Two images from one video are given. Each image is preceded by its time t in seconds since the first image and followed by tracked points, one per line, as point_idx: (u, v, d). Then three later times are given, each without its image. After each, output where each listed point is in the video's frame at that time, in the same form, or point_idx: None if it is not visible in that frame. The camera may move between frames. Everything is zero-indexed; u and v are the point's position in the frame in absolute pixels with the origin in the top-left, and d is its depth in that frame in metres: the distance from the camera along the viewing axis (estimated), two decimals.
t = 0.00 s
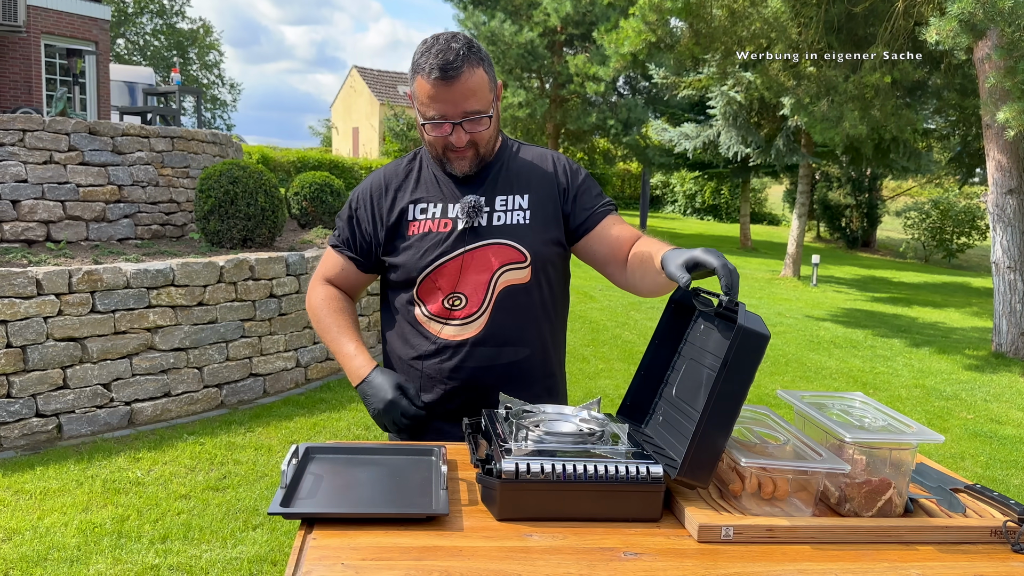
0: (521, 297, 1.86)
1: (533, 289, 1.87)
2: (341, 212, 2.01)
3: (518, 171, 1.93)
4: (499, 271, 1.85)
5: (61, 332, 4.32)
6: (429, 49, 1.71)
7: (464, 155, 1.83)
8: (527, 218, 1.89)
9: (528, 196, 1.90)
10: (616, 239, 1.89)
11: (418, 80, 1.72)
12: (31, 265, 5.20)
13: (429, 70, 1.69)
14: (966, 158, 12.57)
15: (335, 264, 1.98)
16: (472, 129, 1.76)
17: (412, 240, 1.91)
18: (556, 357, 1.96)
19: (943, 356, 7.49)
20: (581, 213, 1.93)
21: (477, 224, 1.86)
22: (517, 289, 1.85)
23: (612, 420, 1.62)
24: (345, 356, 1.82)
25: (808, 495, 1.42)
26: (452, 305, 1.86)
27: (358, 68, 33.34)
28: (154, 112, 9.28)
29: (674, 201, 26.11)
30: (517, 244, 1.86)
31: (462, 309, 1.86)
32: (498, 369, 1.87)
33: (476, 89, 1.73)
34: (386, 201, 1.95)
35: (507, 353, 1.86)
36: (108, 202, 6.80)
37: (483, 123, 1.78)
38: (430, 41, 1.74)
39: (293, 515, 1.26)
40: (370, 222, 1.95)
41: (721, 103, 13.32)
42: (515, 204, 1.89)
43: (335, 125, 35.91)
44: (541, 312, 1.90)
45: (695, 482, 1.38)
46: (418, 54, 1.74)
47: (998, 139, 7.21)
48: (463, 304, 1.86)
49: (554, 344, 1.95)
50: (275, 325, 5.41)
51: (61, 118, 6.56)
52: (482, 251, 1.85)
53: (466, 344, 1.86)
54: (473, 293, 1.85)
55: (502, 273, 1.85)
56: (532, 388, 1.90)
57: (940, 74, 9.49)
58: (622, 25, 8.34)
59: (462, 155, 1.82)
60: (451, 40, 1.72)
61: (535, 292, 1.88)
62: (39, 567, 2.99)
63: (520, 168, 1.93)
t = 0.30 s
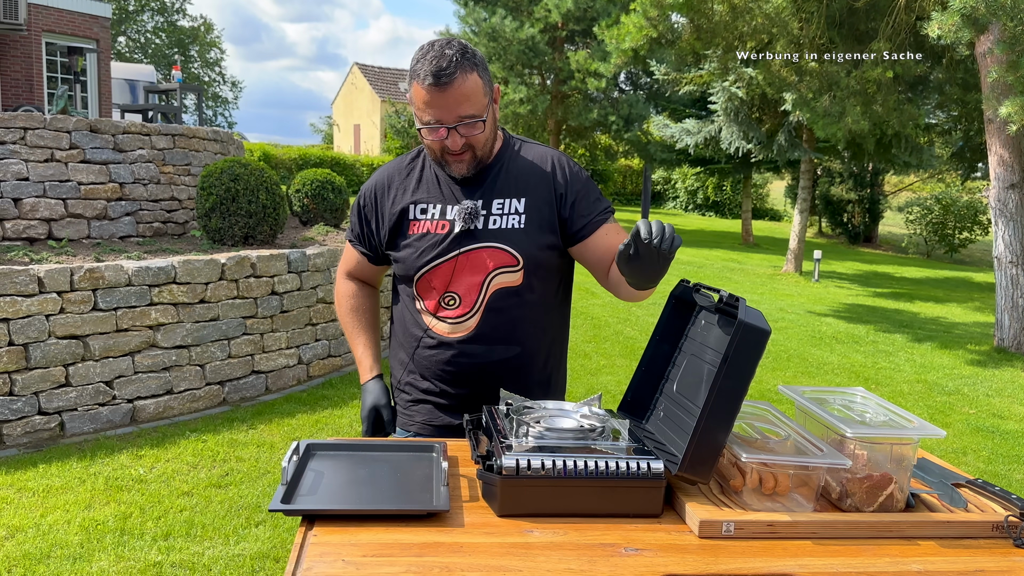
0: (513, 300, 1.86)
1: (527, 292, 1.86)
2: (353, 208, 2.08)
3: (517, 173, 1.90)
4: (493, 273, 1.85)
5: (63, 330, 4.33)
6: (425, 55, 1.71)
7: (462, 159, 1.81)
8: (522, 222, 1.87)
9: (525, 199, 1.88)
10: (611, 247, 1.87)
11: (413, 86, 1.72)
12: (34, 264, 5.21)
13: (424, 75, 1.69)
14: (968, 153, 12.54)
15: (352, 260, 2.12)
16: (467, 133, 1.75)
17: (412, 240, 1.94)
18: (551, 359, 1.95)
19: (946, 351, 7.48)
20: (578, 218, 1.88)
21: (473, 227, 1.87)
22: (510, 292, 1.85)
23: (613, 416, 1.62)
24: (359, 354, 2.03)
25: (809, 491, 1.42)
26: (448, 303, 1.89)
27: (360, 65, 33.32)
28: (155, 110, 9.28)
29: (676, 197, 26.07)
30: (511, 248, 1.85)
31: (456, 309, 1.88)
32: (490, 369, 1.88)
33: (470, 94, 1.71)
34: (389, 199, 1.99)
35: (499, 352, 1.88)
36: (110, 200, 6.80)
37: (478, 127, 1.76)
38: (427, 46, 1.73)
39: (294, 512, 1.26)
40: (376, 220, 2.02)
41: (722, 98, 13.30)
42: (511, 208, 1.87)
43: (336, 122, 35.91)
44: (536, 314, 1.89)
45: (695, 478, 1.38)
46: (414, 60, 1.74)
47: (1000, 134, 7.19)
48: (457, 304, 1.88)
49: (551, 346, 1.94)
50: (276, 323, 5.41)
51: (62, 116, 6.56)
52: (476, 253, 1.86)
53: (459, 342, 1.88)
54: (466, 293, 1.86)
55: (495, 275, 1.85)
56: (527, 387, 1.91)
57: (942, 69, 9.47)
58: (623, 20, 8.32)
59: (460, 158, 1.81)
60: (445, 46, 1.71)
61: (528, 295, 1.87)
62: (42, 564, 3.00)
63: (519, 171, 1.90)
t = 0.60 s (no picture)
0: (505, 290, 1.87)
1: (518, 282, 1.88)
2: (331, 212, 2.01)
3: (497, 166, 1.90)
4: (482, 267, 1.86)
5: (64, 329, 4.34)
6: (402, 49, 1.69)
7: (442, 152, 1.81)
8: (508, 212, 1.88)
9: (508, 190, 1.89)
10: (587, 238, 1.93)
11: (392, 80, 1.70)
12: (35, 263, 5.22)
13: (403, 70, 1.67)
14: (969, 149, 12.53)
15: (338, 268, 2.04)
16: (447, 125, 1.74)
17: (398, 239, 1.91)
18: (542, 347, 1.97)
19: (947, 348, 7.48)
20: (560, 208, 1.91)
21: (461, 221, 1.86)
22: (501, 283, 1.86)
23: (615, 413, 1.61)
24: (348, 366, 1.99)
25: (811, 488, 1.42)
26: (439, 299, 1.88)
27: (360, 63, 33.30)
28: (155, 109, 9.27)
29: (677, 195, 26.09)
30: (499, 240, 1.86)
31: (449, 302, 1.87)
32: (485, 360, 1.89)
33: (450, 86, 1.71)
34: (369, 201, 1.94)
35: (493, 343, 1.88)
36: (111, 199, 6.81)
37: (458, 119, 1.76)
38: (403, 40, 1.72)
39: (296, 510, 1.26)
40: (359, 222, 1.96)
41: (723, 95, 13.30)
42: (495, 200, 1.88)
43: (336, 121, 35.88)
44: (527, 304, 1.91)
45: (698, 475, 1.39)
46: (391, 54, 1.72)
47: (1001, 130, 7.18)
48: (450, 298, 1.87)
49: (541, 336, 1.96)
50: (278, 321, 5.42)
51: (63, 116, 6.56)
52: (466, 246, 1.85)
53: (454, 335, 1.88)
54: (458, 287, 1.86)
55: (485, 268, 1.86)
56: (520, 376, 1.93)
57: (943, 65, 9.47)
58: (623, 18, 8.31)
59: (440, 151, 1.80)
60: (423, 41, 1.70)
61: (519, 285, 1.88)
62: (45, 564, 3.00)
63: (498, 164, 1.91)
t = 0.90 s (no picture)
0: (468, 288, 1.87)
1: (480, 279, 1.88)
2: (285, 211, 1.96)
3: (457, 163, 1.91)
4: (445, 264, 1.85)
5: (66, 330, 4.34)
6: (370, 44, 1.70)
7: (407, 149, 1.79)
8: (469, 210, 1.88)
9: (469, 187, 1.89)
10: (544, 242, 2.03)
11: (359, 74, 1.69)
12: (36, 264, 5.22)
13: (372, 64, 1.67)
14: (969, 147, 12.53)
15: (295, 271, 1.98)
16: (415, 122, 1.74)
17: (357, 238, 1.87)
18: (504, 345, 1.98)
19: (948, 346, 7.47)
20: (522, 207, 1.96)
21: (421, 219, 1.84)
22: (464, 280, 1.86)
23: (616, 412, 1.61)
24: (307, 373, 1.92)
25: (813, 487, 1.43)
26: (400, 298, 1.85)
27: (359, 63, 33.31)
28: (156, 110, 9.27)
29: (677, 194, 26.12)
30: (461, 237, 1.85)
31: (411, 301, 1.85)
32: (448, 358, 1.88)
33: (419, 83, 1.71)
34: (326, 200, 1.90)
35: (456, 341, 1.88)
36: (112, 200, 6.81)
37: (425, 116, 1.76)
38: (370, 35, 1.73)
39: (298, 510, 1.27)
40: (316, 222, 1.92)
41: (723, 94, 13.31)
42: (456, 197, 1.87)
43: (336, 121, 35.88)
44: (488, 302, 1.91)
45: (699, 474, 1.39)
46: (358, 48, 1.72)
47: (1002, 128, 7.17)
48: (411, 297, 1.85)
49: (500, 334, 1.96)
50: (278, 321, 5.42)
51: (63, 116, 6.56)
52: (427, 244, 1.84)
53: (416, 334, 1.86)
54: (420, 285, 1.84)
55: (447, 266, 1.85)
56: (482, 375, 1.93)
57: (943, 63, 9.47)
58: (623, 17, 8.31)
59: (405, 149, 1.79)
60: (392, 35, 1.71)
61: (481, 282, 1.88)
62: (47, 564, 3.01)
63: (458, 161, 1.91)
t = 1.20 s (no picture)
0: (435, 288, 1.87)
1: (447, 279, 1.89)
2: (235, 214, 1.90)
3: (417, 163, 1.90)
4: (411, 265, 1.84)
5: (66, 331, 4.34)
6: (341, 41, 1.70)
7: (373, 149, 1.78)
8: (433, 210, 1.87)
9: (431, 187, 1.88)
10: (508, 239, 2.04)
11: (328, 71, 1.69)
12: (36, 265, 5.22)
13: (346, 61, 1.67)
14: (969, 147, 12.54)
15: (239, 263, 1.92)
16: (385, 121, 1.74)
17: (319, 241, 1.84)
18: (470, 343, 1.99)
19: (948, 346, 7.47)
20: (483, 205, 1.97)
21: (386, 221, 1.83)
22: (430, 281, 1.86)
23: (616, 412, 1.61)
24: (257, 363, 1.93)
25: (814, 486, 1.43)
26: (367, 302, 1.84)
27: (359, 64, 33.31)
28: (156, 111, 9.27)
29: (677, 194, 26.13)
30: (426, 238, 1.85)
31: (377, 304, 1.84)
32: (417, 360, 1.89)
33: (389, 81, 1.72)
34: (284, 203, 1.86)
35: (425, 342, 1.88)
36: (112, 201, 6.81)
37: (395, 116, 1.76)
38: (338, 32, 1.73)
39: (301, 511, 1.27)
40: (272, 225, 1.87)
41: (723, 94, 13.32)
42: (419, 197, 1.87)
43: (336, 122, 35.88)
44: (455, 301, 1.92)
45: (701, 474, 1.39)
46: (327, 46, 1.72)
47: (1002, 127, 7.17)
48: (378, 300, 1.84)
49: (466, 332, 1.97)
50: (279, 322, 5.41)
51: (64, 118, 6.57)
52: (393, 247, 1.83)
53: (384, 337, 1.86)
54: (387, 288, 1.83)
55: (414, 267, 1.85)
56: (450, 373, 1.94)
57: (942, 63, 9.48)
58: (623, 17, 8.32)
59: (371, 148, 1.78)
60: (362, 33, 1.72)
61: (447, 282, 1.89)
62: (49, 566, 3.01)
63: (419, 161, 1.90)
